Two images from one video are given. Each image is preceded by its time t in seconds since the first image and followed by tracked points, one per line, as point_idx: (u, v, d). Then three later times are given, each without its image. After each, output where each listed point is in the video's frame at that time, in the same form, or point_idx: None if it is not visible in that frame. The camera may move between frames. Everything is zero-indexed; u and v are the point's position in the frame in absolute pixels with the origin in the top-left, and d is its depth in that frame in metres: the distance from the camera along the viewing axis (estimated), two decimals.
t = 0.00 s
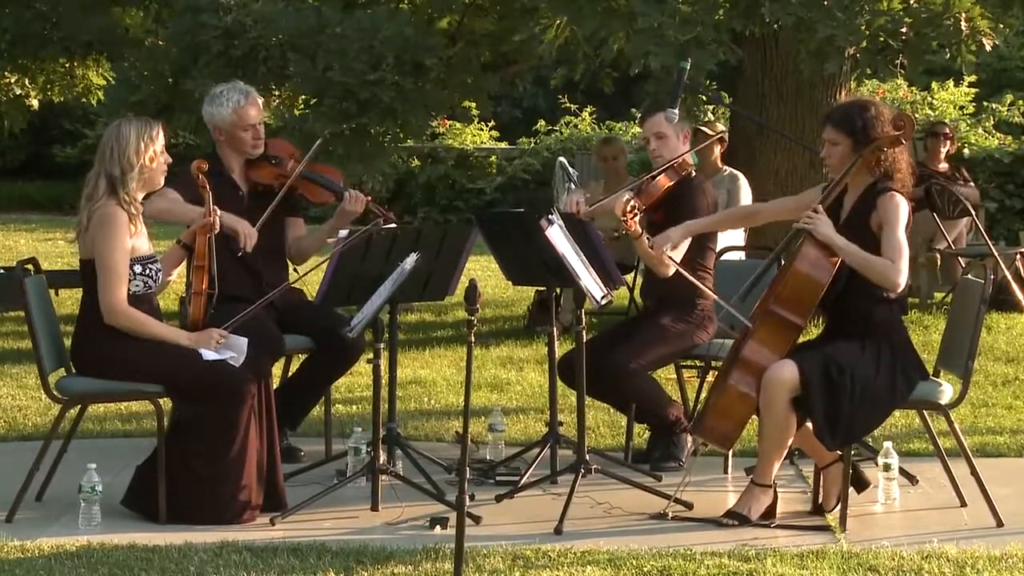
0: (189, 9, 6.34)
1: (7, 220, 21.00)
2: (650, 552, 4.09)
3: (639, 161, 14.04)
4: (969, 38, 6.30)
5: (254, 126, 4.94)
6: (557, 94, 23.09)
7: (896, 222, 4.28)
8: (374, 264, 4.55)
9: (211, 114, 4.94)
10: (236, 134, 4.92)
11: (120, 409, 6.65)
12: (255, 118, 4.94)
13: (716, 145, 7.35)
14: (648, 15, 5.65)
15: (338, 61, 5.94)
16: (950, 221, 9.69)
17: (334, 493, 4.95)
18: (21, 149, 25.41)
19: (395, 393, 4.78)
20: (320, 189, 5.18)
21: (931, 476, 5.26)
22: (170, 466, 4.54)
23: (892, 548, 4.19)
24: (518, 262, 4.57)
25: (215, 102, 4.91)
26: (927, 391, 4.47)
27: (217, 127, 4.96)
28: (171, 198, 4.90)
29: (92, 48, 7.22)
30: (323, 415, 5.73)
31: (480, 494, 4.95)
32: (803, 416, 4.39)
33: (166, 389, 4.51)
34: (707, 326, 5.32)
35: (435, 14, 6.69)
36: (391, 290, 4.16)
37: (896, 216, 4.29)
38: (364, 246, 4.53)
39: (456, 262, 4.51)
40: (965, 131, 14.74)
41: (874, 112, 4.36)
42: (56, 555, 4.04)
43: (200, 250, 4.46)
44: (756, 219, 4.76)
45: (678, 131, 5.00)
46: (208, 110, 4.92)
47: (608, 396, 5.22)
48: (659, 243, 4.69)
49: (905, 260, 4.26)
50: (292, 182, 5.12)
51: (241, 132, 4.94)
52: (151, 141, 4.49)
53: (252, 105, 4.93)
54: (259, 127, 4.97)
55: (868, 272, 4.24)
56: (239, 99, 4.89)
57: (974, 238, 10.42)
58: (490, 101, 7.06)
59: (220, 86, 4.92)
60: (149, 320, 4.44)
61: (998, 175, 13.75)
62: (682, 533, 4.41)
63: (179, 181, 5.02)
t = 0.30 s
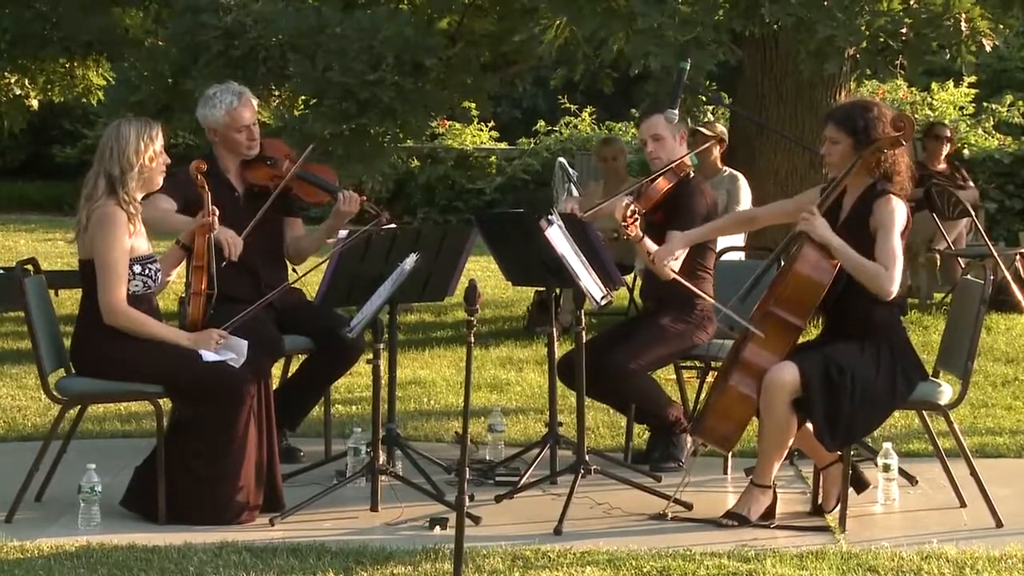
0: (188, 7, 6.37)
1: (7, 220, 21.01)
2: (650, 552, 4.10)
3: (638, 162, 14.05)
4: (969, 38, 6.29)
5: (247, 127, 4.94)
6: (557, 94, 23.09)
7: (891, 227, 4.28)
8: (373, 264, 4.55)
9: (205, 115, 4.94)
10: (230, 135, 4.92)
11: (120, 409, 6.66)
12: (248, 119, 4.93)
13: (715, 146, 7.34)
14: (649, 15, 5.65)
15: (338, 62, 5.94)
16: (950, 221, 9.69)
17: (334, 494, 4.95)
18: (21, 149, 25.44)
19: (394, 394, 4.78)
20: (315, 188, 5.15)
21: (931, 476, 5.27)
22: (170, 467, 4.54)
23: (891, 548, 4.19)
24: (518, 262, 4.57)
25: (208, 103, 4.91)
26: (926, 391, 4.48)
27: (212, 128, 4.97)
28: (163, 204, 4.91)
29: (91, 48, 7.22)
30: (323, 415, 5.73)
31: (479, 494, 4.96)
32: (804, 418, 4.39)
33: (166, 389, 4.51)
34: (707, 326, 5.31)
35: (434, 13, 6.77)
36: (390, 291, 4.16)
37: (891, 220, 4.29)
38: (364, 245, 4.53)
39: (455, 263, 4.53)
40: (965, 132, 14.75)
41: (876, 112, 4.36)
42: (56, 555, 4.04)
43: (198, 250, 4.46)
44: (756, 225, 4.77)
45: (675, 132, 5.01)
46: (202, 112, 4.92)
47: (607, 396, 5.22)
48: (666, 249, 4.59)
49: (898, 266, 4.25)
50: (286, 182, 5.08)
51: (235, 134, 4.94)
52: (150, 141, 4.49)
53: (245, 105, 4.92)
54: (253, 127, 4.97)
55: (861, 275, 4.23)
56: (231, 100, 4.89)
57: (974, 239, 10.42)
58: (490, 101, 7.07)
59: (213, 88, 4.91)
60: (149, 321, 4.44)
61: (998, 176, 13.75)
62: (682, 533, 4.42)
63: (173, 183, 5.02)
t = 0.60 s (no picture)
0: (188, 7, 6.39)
1: (7, 220, 21.01)
2: (650, 553, 4.10)
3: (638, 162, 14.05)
4: (968, 39, 6.29)
5: (242, 128, 4.91)
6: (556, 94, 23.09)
7: (886, 227, 4.26)
8: (372, 265, 4.53)
9: (200, 117, 4.92)
10: (225, 135, 4.90)
11: (120, 409, 6.66)
12: (243, 120, 4.91)
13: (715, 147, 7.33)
14: (648, 15, 5.71)
15: (338, 61, 6.02)
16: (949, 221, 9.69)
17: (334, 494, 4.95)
18: (20, 149, 25.45)
19: (394, 393, 4.78)
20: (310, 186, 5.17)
21: (931, 476, 5.27)
22: (170, 467, 4.54)
23: (891, 548, 4.19)
24: (517, 261, 4.56)
25: (203, 104, 4.89)
26: (926, 392, 4.48)
27: (207, 129, 4.95)
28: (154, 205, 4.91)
29: (91, 48, 7.23)
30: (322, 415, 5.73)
31: (479, 494, 4.96)
32: (804, 419, 4.39)
33: (166, 389, 4.50)
34: (707, 326, 5.32)
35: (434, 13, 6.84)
36: (390, 290, 4.16)
37: (886, 221, 4.27)
38: (363, 246, 4.49)
39: (455, 262, 4.56)
40: (965, 132, 14.76)
41: (876, 113, 4.36)
42: (56, 555, 4.04)
43: (198, 250, 4.44)
44: (755, 226, 4.80)
45: (682, 132, 5.00)
46: (197, 111, 4.90)
47: (607, 396, 5.22)
48: (676, 260, 4.70)
49: (896, 267, 4.25)
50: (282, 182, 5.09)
51: (230, 135, 4.92)
52: (148, 141, 4.49)
53: (240, 105, 4.90)
54: (248, 127, 4.94)
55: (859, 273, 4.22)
56: (226, 101, 4.87)
57: (974, 239, 10.42)
58: (489, 102, 7.08)
59: (207, 89, 4.88)
60: (149, 322, 4.45)
61: (997, 176, 13.77)
62: (682, 533, 4.42)
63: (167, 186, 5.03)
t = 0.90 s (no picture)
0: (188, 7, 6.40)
1: (7, 220, 21.01)
2: (650, 553, 4.10)
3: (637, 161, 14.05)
4: (968, 38, 6.28)
5: (240, 128, 4.91)
6: (556, 95, 23.08)
7: (886, 227, 4.26)
8: (372, 265, 4.53)
9: (197, 118, 4.92)
10: (222, 136, 4.90)
11: (119, 409, 6.66)
12: (240, 120, 4.90)
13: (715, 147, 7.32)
14: (648, 15, 5.70)
15: (338, 61, 6.02)
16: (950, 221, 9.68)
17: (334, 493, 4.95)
18: (20, 149, 25.44)
19: (394, 393, 4.78)
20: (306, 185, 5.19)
21: (931, 476, 5.27)
22: (170, 466, 4.54)
23: (891, 549, 4.19)
24: (518, 261, 4.56)
25: (199, 104, 4.88)
26: (926, 392, 4.48)
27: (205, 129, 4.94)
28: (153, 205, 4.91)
29: (91, 48, 7.23)
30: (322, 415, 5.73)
31: (479, 494, 4.96)
32: (803, 418, 4.39)
33: (165, 389, 4.50)
34: (707, 326, 5.32)
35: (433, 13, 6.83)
36: (390, 290, 4.16)
37: (886, 220, 4.27)
38: (364, 245, 4.47)
39: (455, 262, 4.56)
40: (965, 132, 14.76)
41: (873, 111, 4.36)
42: (55, 555, 4.03)
43: (198, 250, 4.44)
44: (758, 224, 4.81)
45: (683, 132, 5.00)
46: (193, 111, 4.90)
47: (607, 396, 5.22)
48: (692, 262, 4.83)
49: (897, 268, 4.25)
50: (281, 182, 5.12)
51: (228, 135, 4.91)
52: (147, 141, 4.49)
53: (236, 105, 4.89)
54: (245, 126, 4.93)
55: (859, 274, 4.22)
56: (222, 101, 4.86)
57: (973, 239, 10.42)
58: (489, 101, 7.08)
59: (202, 90, 4.87)
60: (149, 323, 4.45)
61: (997, 176, 13.76)
62: (682, 533, 4.41)
63: (167, 185, 5.02)
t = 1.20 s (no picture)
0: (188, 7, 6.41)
1: (7, 220, 21.03)
2: (650, 553, 4.10)
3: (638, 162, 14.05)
4: (969, 39, 6.26)
5: (239, 133, 4.93)
6: (557, 95, 23.08)
7: (890, 228, 4.26)
8: (374, 264, 4.50)
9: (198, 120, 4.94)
10: (221, 140, 4.91)
11: (120, 409, 6.67)
12: (241, 125, 4.93)
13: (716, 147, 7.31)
14: (648, 16, 5.73)
15: (338, 61, 6.03)
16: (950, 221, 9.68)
17: (334, 494, 4.95)
18: (21, 149, 25.45)
19: (394, 393, 4.78)
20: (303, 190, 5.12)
21: (931, 476, 5.27)
22: (171, 467, 4.54)
23: (891, 549, 4.19)
24: (518, 261, 4.56)
25: (199, 107, 4.90)
26: (926, 392, 4.48)
27: (204, 132, 4.96)
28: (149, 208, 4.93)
29: (92, 49, 7.24)
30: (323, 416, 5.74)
31: (479, 494, 4.96)
32: (804, 419, 4.39)
33: (166, 389, 4.50)
34: (707, 326, 5.31)
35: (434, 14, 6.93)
36: (391, 290, 4.16)
37: (890, 221, 4.27)
38: (365, 246, 4.43)
39: (455, 261, 4.57)
40: (965, 132, 14.76)
41: (868, 112, 4.36)
42: (56, 555, 4.04)
43: (197, 251, 4.44)
44: (761, 232, 4.85)
45: (673, 135, 4.95)
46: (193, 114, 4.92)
47: (607, 396, 5.22)
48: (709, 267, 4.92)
49: (896, 268, 4.24)
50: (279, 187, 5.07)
51: (227, 139, 4.93)
52: (149, 142, 4.49)
53: (236, 109, 4.91)
54: (244, 131, 4.95)
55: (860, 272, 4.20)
56: (221, 105, 4.88)
57: (973, 240, 10.42)
58: (490, 102, 7.08)
59: (203, 92, 4.89)
60: (149, 324, 4.45)
61: (998, 176, 13.76)
62: (682, 533, 4.42)
63: (167, 185, 5.02)
